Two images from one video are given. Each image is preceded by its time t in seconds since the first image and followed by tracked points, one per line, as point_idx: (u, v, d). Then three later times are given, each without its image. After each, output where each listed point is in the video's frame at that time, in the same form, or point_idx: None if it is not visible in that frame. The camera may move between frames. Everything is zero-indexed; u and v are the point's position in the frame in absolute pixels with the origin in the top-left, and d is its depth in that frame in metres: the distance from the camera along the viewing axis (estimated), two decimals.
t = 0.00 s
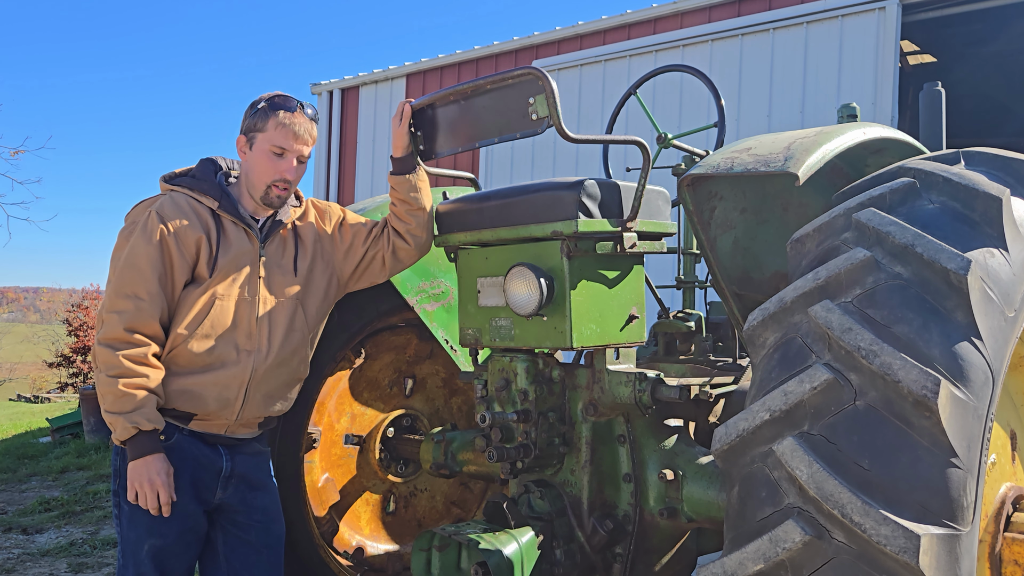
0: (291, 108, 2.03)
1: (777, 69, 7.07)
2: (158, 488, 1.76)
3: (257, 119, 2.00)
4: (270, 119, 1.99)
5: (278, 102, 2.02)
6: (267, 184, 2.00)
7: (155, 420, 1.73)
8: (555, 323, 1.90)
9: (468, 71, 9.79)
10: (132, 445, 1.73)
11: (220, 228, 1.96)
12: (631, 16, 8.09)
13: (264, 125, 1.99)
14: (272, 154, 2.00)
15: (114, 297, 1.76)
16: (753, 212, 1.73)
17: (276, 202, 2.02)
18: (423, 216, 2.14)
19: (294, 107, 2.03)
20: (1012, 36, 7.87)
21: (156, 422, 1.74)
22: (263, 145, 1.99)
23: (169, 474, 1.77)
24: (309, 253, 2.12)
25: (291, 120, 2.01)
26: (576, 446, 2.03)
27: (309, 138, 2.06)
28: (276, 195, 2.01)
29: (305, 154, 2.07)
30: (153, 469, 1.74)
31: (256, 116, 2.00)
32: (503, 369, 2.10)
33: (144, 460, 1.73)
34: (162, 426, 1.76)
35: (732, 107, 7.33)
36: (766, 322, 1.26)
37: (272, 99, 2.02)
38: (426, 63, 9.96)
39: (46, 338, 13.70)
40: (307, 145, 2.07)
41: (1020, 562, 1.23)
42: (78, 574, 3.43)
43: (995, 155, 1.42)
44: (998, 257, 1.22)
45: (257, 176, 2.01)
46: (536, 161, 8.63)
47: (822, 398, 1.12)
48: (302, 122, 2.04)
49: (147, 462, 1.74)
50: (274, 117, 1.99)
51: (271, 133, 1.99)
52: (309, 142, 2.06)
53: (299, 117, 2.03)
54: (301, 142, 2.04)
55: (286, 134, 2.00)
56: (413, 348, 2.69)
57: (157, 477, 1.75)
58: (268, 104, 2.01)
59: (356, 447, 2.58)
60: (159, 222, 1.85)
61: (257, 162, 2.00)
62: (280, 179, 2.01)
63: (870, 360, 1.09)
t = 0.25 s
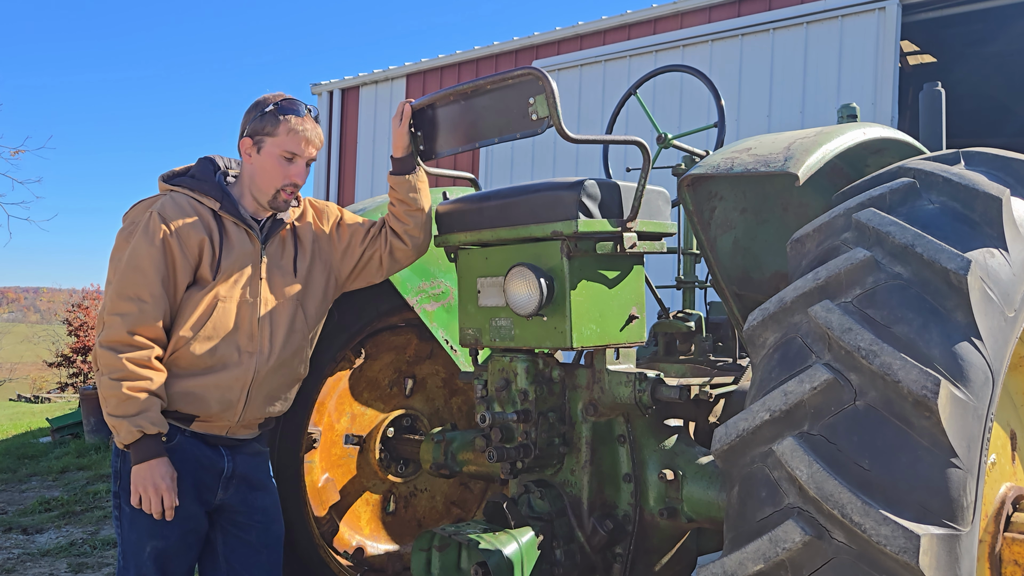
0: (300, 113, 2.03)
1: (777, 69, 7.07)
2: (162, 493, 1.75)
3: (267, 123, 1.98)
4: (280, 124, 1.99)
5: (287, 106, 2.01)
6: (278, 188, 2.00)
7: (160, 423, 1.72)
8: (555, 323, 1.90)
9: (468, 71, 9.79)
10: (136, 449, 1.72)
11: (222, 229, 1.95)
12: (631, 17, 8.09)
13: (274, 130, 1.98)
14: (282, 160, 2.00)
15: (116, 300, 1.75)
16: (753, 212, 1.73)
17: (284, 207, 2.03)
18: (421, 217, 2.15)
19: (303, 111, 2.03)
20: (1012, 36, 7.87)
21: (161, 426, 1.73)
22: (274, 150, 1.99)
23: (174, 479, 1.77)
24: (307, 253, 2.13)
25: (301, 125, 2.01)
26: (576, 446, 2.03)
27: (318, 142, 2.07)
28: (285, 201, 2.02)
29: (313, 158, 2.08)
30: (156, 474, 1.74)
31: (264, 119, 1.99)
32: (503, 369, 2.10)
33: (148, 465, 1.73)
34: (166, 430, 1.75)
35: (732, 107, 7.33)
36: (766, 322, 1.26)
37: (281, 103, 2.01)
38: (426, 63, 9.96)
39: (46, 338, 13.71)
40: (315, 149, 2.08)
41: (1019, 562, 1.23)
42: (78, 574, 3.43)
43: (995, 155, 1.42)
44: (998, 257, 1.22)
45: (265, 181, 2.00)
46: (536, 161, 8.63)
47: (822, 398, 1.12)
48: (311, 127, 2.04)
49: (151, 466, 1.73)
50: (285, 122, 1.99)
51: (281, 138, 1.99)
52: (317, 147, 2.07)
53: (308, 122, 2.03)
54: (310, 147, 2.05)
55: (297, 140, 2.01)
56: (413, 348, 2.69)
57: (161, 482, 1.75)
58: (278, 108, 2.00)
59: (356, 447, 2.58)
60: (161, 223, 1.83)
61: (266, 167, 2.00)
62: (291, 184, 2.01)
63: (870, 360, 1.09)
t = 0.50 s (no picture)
0: (304, 115, 2.03)
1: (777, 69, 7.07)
2: (165, 496, 1.76)
3: (271, 124, 1.98)
4: (285, 126, 1.99)
5: (292, 108, 2.01)
6: (281, 190, 2.01)
7: (161, 425, 1.72)
8: (555, 324, 1.90)
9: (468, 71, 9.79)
10: (139, 453, 1.71)
11: (223, 230, 1.95)
12: (631, 17, 8.09)
13: (279, 132, 1.99)
14: (286, 162, 2.00)
15: (117, 302, 1.75)
16: (753, 212, 1.73)
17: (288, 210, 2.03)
18: (419, 218, 2.16)
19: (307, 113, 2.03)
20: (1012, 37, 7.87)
21: (163, 428, 1.72)
22: (279, 152, 1.99)
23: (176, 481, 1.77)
24: (306, 254, 2.14)
25: (305, 127, 2.01)
26: (576, 446, 2.03)
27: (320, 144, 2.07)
28: (288, 203, 2.03)
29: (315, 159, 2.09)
30: (160, 477, 1.74)
31: (269, 121, 1.98)
32: (503, 369, 2.10)
33: (151, 468, 1.72)
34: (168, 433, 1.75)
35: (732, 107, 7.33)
36: (766, 322, 1.26)
37: (285, 104, 2.01)
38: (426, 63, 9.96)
39: (46, 338, 13.71)
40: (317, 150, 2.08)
41: (1020, 562, 1.23)
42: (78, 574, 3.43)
43: (995, 155, 1.42)
44: (998, 257, 1.22)
45: (269, 183, 2.00)
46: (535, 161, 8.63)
47: (822, 398, 1.12)
48: (315, 129, 2.05)
49: (153, 470, 1.73)
50: (290, 124, 1.99)
51: (286, 141, 1.99)
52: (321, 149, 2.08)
53: (313, 124, 2.04)
54: (315, 149, 2.05)
55: (301, 142, 2.01)
56: (413, 348, 2.69)
57: (164, 485, 1.75)
58: (282, 110, 2.00)
59: (356, 447, 2.58)
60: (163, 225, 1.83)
61: (270, 168, 2.00)
62: (294, 186, 2.02)
63: (870, 360, 1.09)
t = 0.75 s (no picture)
0: (306, 115, 2.03)
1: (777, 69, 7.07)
2: (167, 499, 1.76)
3: (272, 125, 1.98)
4: (288, 127, 1.99)
5: (293, 108, 2.01)
6: (283, 191, 2.01)
7: (162, 427, 1.72)
8: (555, 323, 1.90)
9: (468, 71, 9.79)
10: (141, 456, 1.71)
11: (223, 231, 1.95)
12: (631, 17, 8.09)
13: (281, 133, 1.99)
14: (289, 163, 2.01)
15: (118, 304, 1.74)
16: (753, 212, 1.73)
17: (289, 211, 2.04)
18: (418, 218, 2.16)
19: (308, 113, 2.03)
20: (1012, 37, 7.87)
21: (165, 430, 1.72)
22: (281, 152, 1.99)
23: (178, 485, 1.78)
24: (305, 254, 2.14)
25: (307, 127, 2.02)
26: (576, 447, 2.03)
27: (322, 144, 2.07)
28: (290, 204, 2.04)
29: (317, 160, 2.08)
30: (162, 480, 1.74)
31: (271, 121, 1.98)
32: (503, 369, 2.10)
33: (153, 471, 1.72)
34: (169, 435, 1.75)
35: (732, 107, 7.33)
36: (766, 322, 1.26)
37: (287, 105, 2.01)
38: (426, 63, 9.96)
39: (46, 338, 13.72)
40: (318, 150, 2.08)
41: (1020, 562, 1.23)
42: (78, 574, 3.43)
43: (995, 155, 1.42)
44: (998, 257, 1.22)
45: (271, 184, 2.01)
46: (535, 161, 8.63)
47: (822, 398, 1.12)
48: (316, 130, 2.05)
49: (155, 473, 1.73)
50: (292, 125, 1.99)
51: (289, 142, 1.99)
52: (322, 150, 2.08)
53: (314, 125, 2.05)
54: (317, 150, 2.06)
55: (303, 143, 2.02)
56: (413, 349, 2.69)
57: (167, 488, 1.75)
58: (284, 111, 2.00)
59: (356, 447, 2.58)
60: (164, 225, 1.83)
61: (272, 169, 2.00)
62: (296, 186, 2.02)
63: (870, 361, 1.09)
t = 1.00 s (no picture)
0: (307, 116, 2.03)
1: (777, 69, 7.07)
2: (172, 499, 1.77)
3: (273, 126, 1.98)
4: (289, 128, 1.99)
5: (295, 109, 2.00)
6: (283, 192, 2.01)
7: (164, 428, 1.72)
8: (555, 324, 1.90)
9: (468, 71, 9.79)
10: (144, 457, 1.71)
11: (225, 232, 1.94)
12: (631, 17, 8.09)
13: (283, 134, 1.99)
14: (290, 164, 2.01)
15: (120, 304, 1.74)
16: (753, 212, 1.73)
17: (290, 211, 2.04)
18: (417, 219, 2.17)
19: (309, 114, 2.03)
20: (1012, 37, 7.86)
21: (168, 431, 1.72)
22: (281, 153, 1.99)
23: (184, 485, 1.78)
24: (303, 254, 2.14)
25: (307, 128, 2.01)
26: (576, 447, 2.03)
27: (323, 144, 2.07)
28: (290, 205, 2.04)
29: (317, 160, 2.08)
30: (166, 481, 1.74)
31: (272, 122, 1.98)
32: (503, 369, 2.10)
33: (157, 472, 1.72)
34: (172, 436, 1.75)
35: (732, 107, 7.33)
36: (766, 322, 1.26)
37: (288, 105, 2.00)
38: (426, 63, 9.96)
39: (46, 338, 13.73)
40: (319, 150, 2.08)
41: (1020, 562, 1.23)
42: (78, 574, 3.43)
43: (995, 155, 1.42)
44: (998, 257, 1.22)
45: (272, 185, 2.01)
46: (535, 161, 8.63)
47: (822, 398, 1.12)
48: (317, 130, 2.05)
49: (160, 474, 1.73)
50: (293, 126, 1.99)
51: (290, 143, 1.99)
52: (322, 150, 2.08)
53: (314, 125, 2.04)
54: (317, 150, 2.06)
55: (305, 144, 2.02)
56: (413, 349, 2.69)
57: (171, 489, 1.75)
58: (285, 111, 1.99)
59: (356, 447, 2.58)
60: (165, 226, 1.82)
61: (273, 170, 2.00)
62: (296, 188, 2.03)
63: (870, 361, 1.09)
